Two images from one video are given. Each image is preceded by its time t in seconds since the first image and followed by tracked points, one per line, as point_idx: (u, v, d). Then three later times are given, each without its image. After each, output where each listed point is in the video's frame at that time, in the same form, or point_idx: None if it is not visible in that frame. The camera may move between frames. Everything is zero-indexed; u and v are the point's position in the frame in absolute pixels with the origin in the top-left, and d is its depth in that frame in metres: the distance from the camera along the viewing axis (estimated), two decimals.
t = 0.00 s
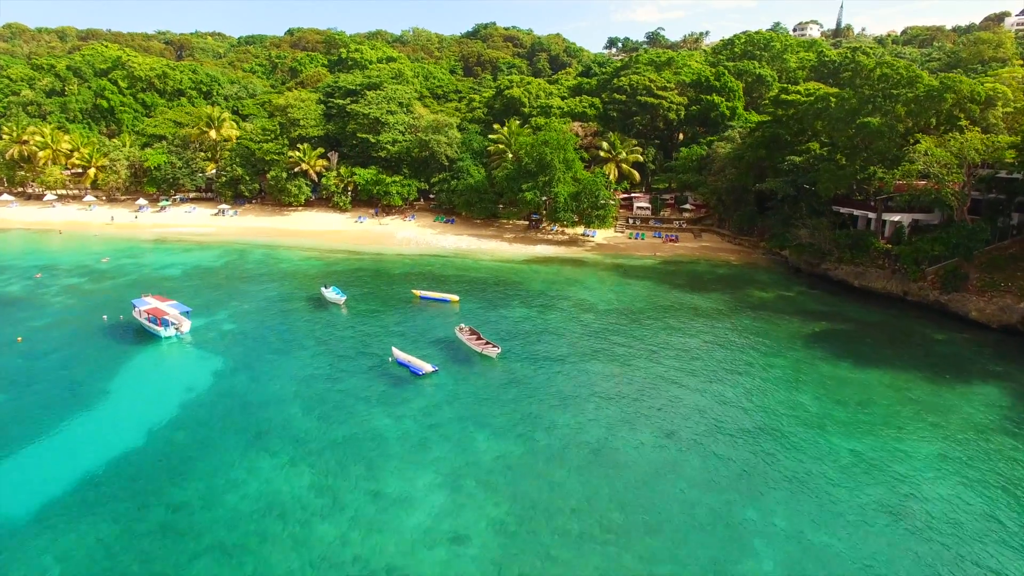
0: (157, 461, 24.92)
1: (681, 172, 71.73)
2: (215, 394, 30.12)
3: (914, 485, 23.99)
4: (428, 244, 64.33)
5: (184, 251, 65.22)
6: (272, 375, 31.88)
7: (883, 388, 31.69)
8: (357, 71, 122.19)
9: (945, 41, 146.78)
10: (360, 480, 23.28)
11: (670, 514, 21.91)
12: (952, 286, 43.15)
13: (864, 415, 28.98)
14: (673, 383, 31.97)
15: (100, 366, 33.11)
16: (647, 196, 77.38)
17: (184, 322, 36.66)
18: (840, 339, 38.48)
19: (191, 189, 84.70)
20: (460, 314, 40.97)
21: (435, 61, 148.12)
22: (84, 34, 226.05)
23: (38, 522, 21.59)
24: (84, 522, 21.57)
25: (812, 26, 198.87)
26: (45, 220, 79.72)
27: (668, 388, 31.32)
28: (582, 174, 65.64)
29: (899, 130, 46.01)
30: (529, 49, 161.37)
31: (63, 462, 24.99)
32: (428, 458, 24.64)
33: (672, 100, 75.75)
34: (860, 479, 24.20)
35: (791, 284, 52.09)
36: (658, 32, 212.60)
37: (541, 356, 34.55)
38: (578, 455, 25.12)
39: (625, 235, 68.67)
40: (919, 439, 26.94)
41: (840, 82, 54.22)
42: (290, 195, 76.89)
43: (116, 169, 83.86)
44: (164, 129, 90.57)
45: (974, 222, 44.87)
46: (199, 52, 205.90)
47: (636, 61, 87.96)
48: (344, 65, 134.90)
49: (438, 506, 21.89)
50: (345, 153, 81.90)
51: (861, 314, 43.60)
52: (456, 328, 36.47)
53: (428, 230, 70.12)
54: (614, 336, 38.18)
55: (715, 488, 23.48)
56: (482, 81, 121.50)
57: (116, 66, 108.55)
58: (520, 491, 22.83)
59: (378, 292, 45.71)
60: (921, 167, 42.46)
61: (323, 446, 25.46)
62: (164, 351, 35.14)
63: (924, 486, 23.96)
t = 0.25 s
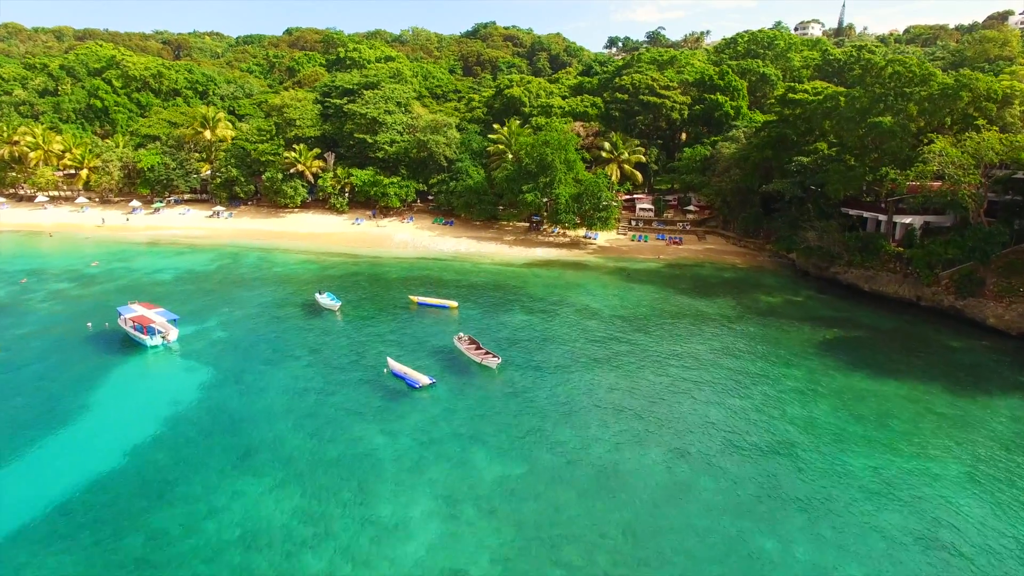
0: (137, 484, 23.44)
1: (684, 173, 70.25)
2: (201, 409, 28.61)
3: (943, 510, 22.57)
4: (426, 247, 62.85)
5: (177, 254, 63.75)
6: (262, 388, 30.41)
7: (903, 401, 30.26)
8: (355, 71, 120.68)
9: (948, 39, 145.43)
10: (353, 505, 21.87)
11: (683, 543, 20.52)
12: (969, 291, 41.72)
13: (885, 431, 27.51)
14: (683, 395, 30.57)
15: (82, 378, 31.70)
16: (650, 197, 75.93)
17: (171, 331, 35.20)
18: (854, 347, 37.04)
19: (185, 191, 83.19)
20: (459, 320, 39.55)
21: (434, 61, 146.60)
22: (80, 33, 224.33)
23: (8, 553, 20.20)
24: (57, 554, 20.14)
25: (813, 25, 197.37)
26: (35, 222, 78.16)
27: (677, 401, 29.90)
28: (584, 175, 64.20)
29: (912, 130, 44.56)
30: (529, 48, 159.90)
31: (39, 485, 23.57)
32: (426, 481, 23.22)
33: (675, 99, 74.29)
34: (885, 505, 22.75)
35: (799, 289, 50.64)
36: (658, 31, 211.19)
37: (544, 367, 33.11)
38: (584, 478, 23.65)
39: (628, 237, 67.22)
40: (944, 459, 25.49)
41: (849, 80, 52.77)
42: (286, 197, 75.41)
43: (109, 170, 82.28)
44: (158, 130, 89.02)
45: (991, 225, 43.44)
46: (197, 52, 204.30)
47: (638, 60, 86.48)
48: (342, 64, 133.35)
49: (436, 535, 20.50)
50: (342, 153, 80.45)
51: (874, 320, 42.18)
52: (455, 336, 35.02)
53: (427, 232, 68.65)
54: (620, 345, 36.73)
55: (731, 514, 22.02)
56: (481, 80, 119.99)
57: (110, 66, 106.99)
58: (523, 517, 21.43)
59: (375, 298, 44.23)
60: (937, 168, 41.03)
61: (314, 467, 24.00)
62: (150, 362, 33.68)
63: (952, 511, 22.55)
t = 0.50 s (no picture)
0: (114, 508, 21.86)
1: (688, 174, 68.79)
2: (184, 425, 27.03)
3: (974, 538, 21.09)
4: (424, 250, 61.34)
5: (169, 257, 62.26)
6: (250, 401, 28.90)
7: (924, 415, 28.80)
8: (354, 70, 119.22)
9: (953, 38, 143.89)
10: (342, 533, 20.40)
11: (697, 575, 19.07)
12: (986, 298, 40.33)
13: (908, 449, 26.00)
14: (692, 409, 29.16)
15: (62, 390, 30.13)
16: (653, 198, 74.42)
17: (157, 340, 33.73)
18: (869, 356, 35.57)
19: (180, 192, 81.72)
20: (457, 328, 38.09)
21: (433, 60, 145.15)
22: (77, 33, 223.13)
23: None
24: None
25: (816, 24, 196.13)
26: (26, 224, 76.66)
27: (686, 415, 28.48)
28: (586, 176, 62.77)
29: (926, 129, 43.09)
30: (529, 48, 158.58)
31: (9, 506, 22.12)
32: (420, 506, 21.77)
33: (679, 98, 72.87)
34: (913, 532, 21.26)
35: (808, 294, 49.19)
36: (659, 32, 210.04)
37: (546, 378, 31.68)
38: (591, 503, 22.14)
39: (631, 240, 65.72)
40: (971, 481, 24.02)
41: (860, 78, 51.30)
42: (282, 198, 73.94)
43: (101, 171, 80.80)
44: (152, 130, 87.55)
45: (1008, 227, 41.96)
46: (195, 51, 202.96)
47: (641, 59, 85.08)
48: (341, 64, 131.95)
49: (431, 566, 19.06)
50: (339, 154, 78.97)
51: (887, 327, 40.76)
52: (453, 346, 33.53)
53: (425, 234, 67.19)
54: (625, 354, 35.27)
55: (749, 543, 20.54)
56: (481, 80, 118.60)
57: (105, 65, 105.53)
58: (525, 545, 20.00)
59: (370, 304, 42.77)
60: (952, 169, 39.61)
61: (303, 490, 22.53)
62: (134, 372, 32.21)
63: (985, 539, 21.07)
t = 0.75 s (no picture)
0: (87, 535, 20.37)
1: (692, 175, 67.33)
2: (166, 442, 25.53)
3: (1009, 568, 19.68)
4: (421, 253, 59.90)
5: (161, 260, 60.79)
6: (237, 416, 27.43)
7: (947, 429, 27.37)
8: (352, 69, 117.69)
9: (958, 37, 142.30)
10: (330, 563, 18.97)
11: None
12: (1004, 303, 38.93)
13: (932, 467, 24.56)
14: (702, 422, 27.74)
15: (40, 402, 28.67)
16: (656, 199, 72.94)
17: (141, 349, 32.27)
18: (885, 365, 34.15)
19: (174, 193, 80.22)
20: (455, 335, 36.64)
21: (432, 60, 143.66)
22: (74, 32, 221.74)
23: None
24: None
25: (818, 22, 194.51)
26: (16, 225, 75.15)
27: (696, 429, 27.07)
28: (588, 177, 61.32)
29: (939, 128, 41.72)
30: (529, 48, 157.11)
31: None
32: (415, 532, 20.33)
33: (682, 97, 71.42)
34: (944, 561, 19.83)
35: (817, 298, 47.74)
36: (660, 31, 208.61)
37: (548, 389, 30.27)
38: (597, 528, 20.72)
39: (634, 242, 64.25)
40: (1003, 503, 22.60)
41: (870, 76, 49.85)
42: (277, 199, 72.47)
43: (94, 171, 79.26)
44: (146, 130, 86.06)
45: None
46: (193, 51, 201.44)
47: (643, 57, 83.60)
48: (339, 63, 130.47)
49: None
50: (336, 154, 77.53)
51: (901, 333, 39.34)
52: (451, 355, 32.11)
53: (424, 236, 65.71)
54: (630, 362, 33.85)
55: (768, 573, 19.14)
56: (481, 79, 117.15)
57: (99, 64, 104.04)
58: None
59: (365, 310, 41.29)
60: (969, 169, 38.19)
61: (290, 515, 21.10)
62: (116, 383, 30.75)
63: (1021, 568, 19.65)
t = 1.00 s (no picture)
0: (49, 569, 18.67)
1: (696, 175, 65.80)
2: (141, 461, 23.90)
3: None
4: (418, 255, 58.41)
5: (152, 263, 59.28)
6: (221, 432, 25.89)
7: (972, 445, 25.89)
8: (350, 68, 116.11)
9: (963, 35, 140.54)
10: None
11: None
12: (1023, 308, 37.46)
13: (958, 487, 23.07)
14: (713, 438, 26.24)
15: (14, 414, 27.20)
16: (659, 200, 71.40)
17: (123, 358, 30.78)
18: (902, 374, 32.65)
19: (167, 194, 78.70)
20: (452, 343, 35.14)
21: (432, 59, 142.12)
22: (71, 32, 220.48)
23: None
24: None
25: (820, 21, 192.79)
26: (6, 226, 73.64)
27: (706, 446, 25.57)
28: (589, 177, 59.82)
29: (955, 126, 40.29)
30: (529, 46, 155.57)
31: None
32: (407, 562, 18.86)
33: (686, 95, 69.89)
34: None
35: (827, 302, 46.23)
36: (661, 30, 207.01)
37: (550, 401, 28.77)
38: (604, 558, 19.24)
39: (636, 244, 62.73)
40: None
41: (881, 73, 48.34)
42: (272, 200, 70.95)
43: (85, 172, 77.73)
44: (139, 129, 84.56)
45: None
46: (191, 50, 200.05)
47: (645, 55, 82.04)
48: (337, 62, 128.93)
49: None
50: (332, 154, 76.04)
51: (917, 340, 37.86)
52: (448, 365, 30.62)
53: (422, 238, 64.21)
54: (635, 372, 32.35)
55: None
56: (481, 79, 115.63)
57: (92, 63, 102.52)
58: None
59: (360, 316, 39.75)
60: (988, 169, 36.75)
61: (273, 543, 19.63)
62: (96, 394, 29.25)
63: None
